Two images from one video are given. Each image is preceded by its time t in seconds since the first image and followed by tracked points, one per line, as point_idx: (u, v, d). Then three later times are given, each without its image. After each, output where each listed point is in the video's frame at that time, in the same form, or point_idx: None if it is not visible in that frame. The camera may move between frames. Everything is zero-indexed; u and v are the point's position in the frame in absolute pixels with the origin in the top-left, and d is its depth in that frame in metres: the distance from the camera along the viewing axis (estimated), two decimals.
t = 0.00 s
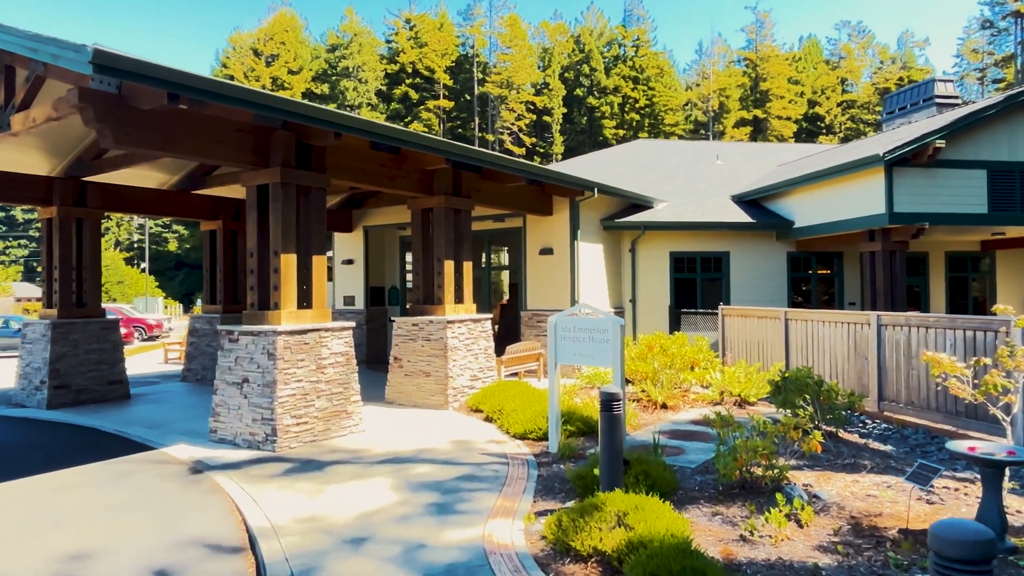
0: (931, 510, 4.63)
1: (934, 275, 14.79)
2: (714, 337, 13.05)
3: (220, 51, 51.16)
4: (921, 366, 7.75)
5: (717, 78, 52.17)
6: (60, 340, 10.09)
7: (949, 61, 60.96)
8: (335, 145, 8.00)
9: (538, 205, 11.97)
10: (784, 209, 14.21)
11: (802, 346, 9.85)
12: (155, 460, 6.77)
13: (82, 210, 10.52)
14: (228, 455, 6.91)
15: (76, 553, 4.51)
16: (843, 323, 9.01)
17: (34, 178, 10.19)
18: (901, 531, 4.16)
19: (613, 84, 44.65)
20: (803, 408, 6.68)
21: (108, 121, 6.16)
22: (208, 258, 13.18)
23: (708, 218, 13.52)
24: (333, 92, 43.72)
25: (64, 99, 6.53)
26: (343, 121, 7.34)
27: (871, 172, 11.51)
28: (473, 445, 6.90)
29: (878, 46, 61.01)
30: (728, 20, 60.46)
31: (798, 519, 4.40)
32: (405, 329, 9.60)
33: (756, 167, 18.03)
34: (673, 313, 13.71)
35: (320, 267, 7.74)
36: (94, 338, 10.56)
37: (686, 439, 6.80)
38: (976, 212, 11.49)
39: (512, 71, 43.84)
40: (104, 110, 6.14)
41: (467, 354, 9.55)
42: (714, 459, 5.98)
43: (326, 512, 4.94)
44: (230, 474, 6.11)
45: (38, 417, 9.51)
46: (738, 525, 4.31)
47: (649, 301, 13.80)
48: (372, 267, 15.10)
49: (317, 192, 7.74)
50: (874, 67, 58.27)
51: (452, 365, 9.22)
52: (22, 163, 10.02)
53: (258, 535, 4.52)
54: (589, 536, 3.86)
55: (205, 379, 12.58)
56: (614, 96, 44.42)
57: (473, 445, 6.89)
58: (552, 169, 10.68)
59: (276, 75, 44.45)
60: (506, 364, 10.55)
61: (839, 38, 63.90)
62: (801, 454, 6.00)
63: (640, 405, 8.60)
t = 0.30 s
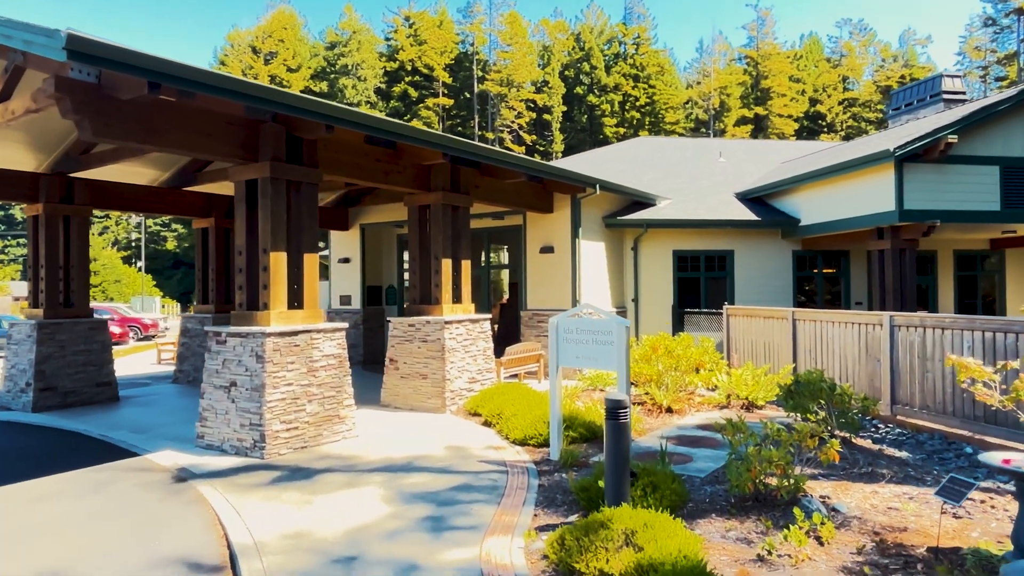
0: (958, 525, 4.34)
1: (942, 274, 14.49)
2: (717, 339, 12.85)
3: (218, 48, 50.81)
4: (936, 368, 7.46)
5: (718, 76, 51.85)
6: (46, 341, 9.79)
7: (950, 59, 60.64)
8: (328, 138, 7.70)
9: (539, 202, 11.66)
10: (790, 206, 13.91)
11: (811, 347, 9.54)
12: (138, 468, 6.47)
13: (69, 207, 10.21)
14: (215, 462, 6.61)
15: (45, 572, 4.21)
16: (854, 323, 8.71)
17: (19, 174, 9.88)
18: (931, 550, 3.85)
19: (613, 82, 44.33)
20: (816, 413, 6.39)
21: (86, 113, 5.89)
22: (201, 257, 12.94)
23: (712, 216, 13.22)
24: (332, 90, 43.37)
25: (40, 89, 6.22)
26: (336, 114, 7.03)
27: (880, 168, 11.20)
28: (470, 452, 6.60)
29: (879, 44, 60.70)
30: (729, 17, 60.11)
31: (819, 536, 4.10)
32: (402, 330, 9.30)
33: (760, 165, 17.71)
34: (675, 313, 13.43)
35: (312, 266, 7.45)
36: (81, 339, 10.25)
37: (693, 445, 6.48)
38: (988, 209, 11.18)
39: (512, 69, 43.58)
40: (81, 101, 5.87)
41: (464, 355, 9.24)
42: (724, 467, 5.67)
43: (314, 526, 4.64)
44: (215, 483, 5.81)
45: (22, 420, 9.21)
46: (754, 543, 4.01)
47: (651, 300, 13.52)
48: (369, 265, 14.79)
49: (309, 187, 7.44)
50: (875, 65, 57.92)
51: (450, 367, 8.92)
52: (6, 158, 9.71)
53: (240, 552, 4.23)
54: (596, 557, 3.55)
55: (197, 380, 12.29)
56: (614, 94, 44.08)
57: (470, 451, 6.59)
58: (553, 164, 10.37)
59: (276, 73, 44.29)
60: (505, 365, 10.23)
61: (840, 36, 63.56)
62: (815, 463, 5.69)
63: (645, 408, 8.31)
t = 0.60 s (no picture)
0: (986, 539, 4.06)
1: (949, 272, 14.19)
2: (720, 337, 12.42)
3: (215, 45, 50.44)
4: (950, 369, 7.18)
5: (719, 73, 51.59)
6: (30, 340, 9.50)
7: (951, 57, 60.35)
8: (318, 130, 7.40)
9: (538, 198, 11.37)
10: (795, 203, 13.62)
11: (818, 346, 9.26)
12: (119, 473, 6.19)
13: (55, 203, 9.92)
14: (199, 468, 6.33)
15: None
16: (864, 323, 8.43)
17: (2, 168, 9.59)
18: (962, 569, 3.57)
19: (613, 79, 43.92)
20: (828, 417, 6.11)
21: (59, 101, 5.63)
22: (191, 255, 12.64)
23: (715, 212, 12.94)
24: (329, 87, 43.02)
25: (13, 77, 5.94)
26: (326, 104, 6.73)
27: (888, 163, 10.91)
28: (466, 457, 6.31)
29: (880, 41, 60.36)
30: (730, 14, 59.76)
31: (839, 553, 3.81)
32: (397, 329, 9.01)
33: (763, 161, 17.43)
34: (678, 312, 13.17)
35: (302, 262, 7.16)
36: (67, 339, 9.96)
37: (698, 451, 6.20)
38: (999, 205, 10.89)
39: (512, 66, 43.38)
40: (54, 89, 5.61)
41: (461, 356, 8.95)
42: (733, 474, 5.38)
43: (299, 539, 4.36)
44: (198, 490, 5.52)
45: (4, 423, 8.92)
46: (769, 562, 3.72)
47: (653, 299, 13.24)
48: (365, 263, 14.51)
49: (298, 181, 7.16)
50: (876, 63, 57.56)
51: (446, 368, 8.63)
52: None
53: (219, 568, 3.95)
54: None
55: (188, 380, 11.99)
56: (614, 91, 43.74)
57: (466, 456, 6.31)
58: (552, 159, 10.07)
59: (273, 71, 43.86)
60: (503, 365, 9.94)
61: (840, 33, 63.23)
62: (828, 469, 5.41)
63: (648, 411, 8.02)
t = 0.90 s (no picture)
0: (1014, 556, 3.78)
1: (955, 269, 13.92)
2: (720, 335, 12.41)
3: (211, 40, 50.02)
4: (962, 369, 6.90)
5: (718, 69, 51.28)
6: (10, 339, 9.21)
7: (951, 53, 59.96)
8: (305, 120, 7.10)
9: (535, 192, 11.08)
10: (797, 198, 13.35)
11: (824, 345, 8.99)
12: (95, 479, 5.91)
13: (36, 197, 9.63)
14: (180, 473, 6.05)
15: None
16: (871, 321, 8.15)
17: None
18: None
19: (612, 74, 43.52)
20: (837, 421, 5.83)
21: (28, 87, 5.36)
22: (180, 251, 12.34)
23: (716, 208, 12.66)
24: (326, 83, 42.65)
25: None
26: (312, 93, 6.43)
27: (895, 157, 10.63)
28: (459, 462, 6.03)
29: (880, 37, 60.00)
30: (730, 8, 59.28)
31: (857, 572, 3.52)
32: (389, 328, 8.73)
33: (764, 155, 17.13)
34: (678, 309, 12.97)
35: (288, 258, 6.88)
36: (49, 337, 9.67)
37: (702, 455, 5.93)
38: (1008, 201, 10.61)
39: (509, 62, 43.11)
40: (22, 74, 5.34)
41: (455, 355, 8.67)
42: (739, 482, 5.09)
43: (278, 554, 4.08)
44: (176, 497, 5.24)
45: None
46: None
47: (653, 296, 12.96)
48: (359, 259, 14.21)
49: (284, 173, 6.88)
50: (876, 59, 57.21)
51: (439, 368, 8.35)
52: None
53: None
54: None
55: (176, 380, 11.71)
56: (612, 86, 43.39)
57: (459, 461, 6.03)
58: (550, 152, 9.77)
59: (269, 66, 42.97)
60: (500, 365, 9.65)
61: (840, 28, 62.78)
62: (839, 477, 5.13)
63: (649, 412, 7.73)
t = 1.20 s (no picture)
0: None
1: (959, 264, 13.68)
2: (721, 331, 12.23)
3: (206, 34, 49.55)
4: (974, 368, 6.64)
5: (716, 63, 50.94)
6: None
7: (949, 47, 59.67)
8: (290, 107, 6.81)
9: (532, 185, 10.78)
10: (799, 191, 13.08)
11: (828, 343, 8.73)
12: (70, 484, 5.64)
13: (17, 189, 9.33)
14: (159, 477, 5.78)
15: None
16: (879, 317, 7.89)
17: None
18: None
19: (609, 68, 43.13)
20: (847, 422, 5.57)
21: None
22: (167, 246, 12.04)
23: (716, 201, 12.39)
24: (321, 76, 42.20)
25: None
26: (296, 79, 6.12)
27: (900, 149, 10.37)
28: (452, 465, 5.76)
29: (879, 31, 59.64)
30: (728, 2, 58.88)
31: None
32: (380, 324, 8.46)
33: (765, 149, 16.85)
34: (678, 305, 12.69)
35: (273, 252, 6.61)
36: (30, 334, 9.37)
37: (705, 458, 5.66)
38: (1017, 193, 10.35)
39: (506, 55, 42.72)
40: None
41: (449, 352, 8.39)
42: (745, 487, 4.84)
43: (255, 567, 3.81)
44: (151, 504, 4.97)
45: None
46: None
47: (652, 291, 12.71)
48: (352, 254, 13.93)
49: (268, 164, 6.60)
50: (875, 53, 56.90)
51: (432, 366, 8.07)
52: None
53: None
54: None
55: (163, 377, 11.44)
56: (610, 80, 43.03)
57: (452, 465, 5.76)
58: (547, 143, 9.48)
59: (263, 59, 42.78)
60: (495, 363, 9.36)
61: (839, 22, 62.43)
62: (851, 482, 4.87)
63: (649, 412, 7.47)
